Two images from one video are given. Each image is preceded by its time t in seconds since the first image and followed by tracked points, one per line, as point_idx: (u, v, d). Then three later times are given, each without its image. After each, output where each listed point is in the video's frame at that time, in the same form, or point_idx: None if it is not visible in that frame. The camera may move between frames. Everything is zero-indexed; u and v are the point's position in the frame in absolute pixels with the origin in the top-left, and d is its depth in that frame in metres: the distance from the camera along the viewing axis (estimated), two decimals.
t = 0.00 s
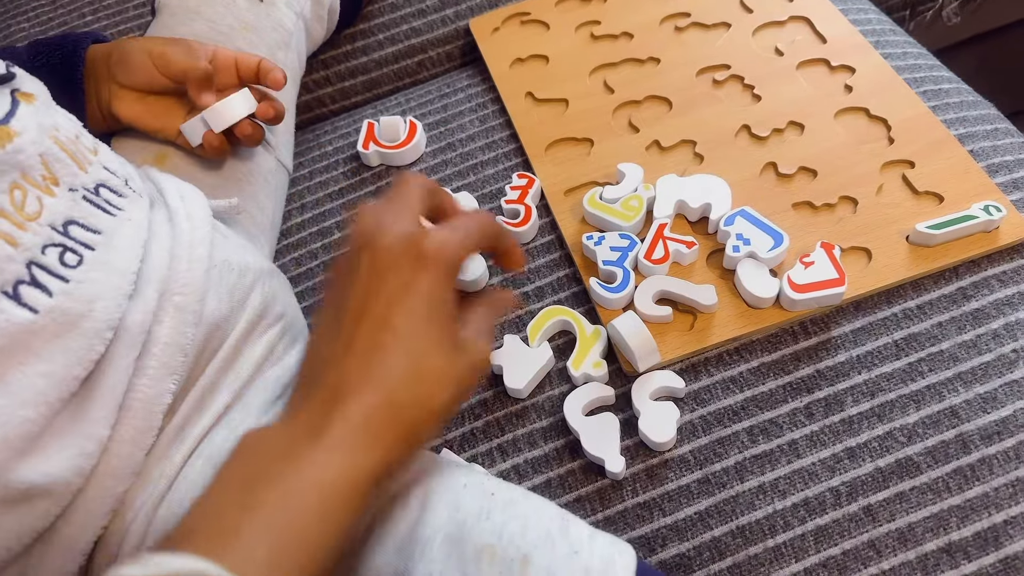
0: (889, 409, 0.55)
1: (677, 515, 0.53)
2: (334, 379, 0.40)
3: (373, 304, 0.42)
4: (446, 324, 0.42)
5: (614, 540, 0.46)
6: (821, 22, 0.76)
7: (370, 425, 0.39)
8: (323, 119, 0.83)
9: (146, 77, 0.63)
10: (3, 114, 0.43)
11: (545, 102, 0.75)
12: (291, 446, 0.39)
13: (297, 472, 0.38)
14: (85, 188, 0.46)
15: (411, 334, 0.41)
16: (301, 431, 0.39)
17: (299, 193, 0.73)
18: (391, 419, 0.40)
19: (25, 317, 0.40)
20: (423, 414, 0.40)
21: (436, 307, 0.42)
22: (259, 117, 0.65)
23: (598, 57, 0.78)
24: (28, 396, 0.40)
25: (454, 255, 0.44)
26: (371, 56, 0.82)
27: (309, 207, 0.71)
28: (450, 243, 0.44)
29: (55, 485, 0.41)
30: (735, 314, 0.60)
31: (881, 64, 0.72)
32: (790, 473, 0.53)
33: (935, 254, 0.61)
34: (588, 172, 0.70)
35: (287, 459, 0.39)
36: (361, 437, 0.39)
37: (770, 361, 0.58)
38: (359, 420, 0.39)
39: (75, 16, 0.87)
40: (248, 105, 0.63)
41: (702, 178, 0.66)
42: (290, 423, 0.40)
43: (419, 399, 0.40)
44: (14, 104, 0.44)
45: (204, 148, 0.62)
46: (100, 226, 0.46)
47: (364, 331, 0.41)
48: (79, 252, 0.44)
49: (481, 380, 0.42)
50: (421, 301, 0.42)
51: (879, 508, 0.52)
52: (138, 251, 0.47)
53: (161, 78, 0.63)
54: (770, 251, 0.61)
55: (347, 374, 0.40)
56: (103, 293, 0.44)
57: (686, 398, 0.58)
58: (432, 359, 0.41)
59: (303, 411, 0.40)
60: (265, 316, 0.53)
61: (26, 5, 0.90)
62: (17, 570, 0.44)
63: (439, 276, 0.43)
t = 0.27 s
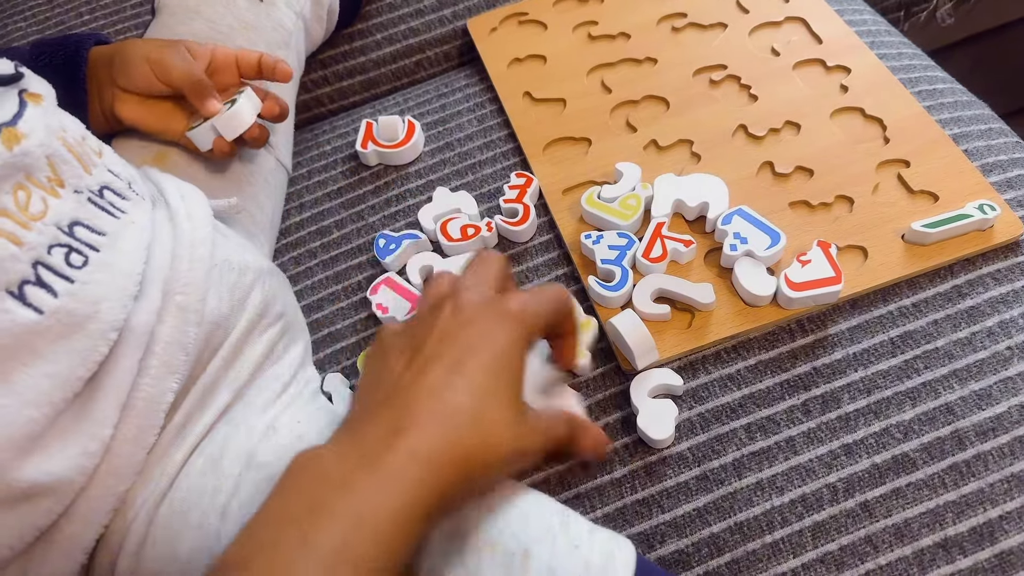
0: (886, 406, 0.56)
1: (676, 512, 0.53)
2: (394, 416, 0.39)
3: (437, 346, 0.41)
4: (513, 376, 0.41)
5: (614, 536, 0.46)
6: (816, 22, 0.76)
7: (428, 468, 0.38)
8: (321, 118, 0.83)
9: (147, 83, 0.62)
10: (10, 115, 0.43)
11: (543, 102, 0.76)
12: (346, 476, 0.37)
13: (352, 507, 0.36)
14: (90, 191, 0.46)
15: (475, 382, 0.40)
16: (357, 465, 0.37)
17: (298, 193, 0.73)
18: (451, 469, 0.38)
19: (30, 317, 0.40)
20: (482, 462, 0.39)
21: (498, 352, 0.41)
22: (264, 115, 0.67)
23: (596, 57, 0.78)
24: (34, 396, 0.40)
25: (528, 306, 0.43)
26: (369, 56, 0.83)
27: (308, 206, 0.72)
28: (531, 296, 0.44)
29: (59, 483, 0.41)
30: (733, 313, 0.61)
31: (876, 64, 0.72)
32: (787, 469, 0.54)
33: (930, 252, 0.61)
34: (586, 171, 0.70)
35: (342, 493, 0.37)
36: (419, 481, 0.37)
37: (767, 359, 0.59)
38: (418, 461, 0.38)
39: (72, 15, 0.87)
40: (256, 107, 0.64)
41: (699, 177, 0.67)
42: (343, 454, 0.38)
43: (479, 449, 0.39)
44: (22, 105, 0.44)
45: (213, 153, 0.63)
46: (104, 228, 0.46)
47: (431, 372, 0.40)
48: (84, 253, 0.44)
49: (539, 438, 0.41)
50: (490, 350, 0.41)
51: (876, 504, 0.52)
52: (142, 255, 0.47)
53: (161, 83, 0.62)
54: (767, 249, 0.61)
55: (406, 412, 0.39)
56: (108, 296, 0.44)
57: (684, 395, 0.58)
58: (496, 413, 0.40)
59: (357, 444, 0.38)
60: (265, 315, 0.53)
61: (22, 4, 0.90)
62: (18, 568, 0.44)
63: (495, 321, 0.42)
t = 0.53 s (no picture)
0: (885, 408, 0.56)
1: (677, 513, 0.54)
2: (280, 405, 0.40)
3: (308, 331, 0.42)
4: (387, 336, 0.42)
5: (616, 536, 0.46)
6: (816, 26, 0.77)
7: (332, 446, 0.39)
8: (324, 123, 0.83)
9: (151, 82, 0.63)
10: (27, 118, 0.43)
11: (544, 107, 0.76)
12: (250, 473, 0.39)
13: (270, 495, 0.38)
14: (105, 194, 0.47)
15: (356, 358, 0.41)
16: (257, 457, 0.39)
17: (301, 197, 0.73)
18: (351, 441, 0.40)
19: (47, 317, 0.41)
20: (384, 427, 0.40)
21: (368, 320, 0.42)
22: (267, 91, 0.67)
23: (597, 61, 0.78)
24: (51, 397, 0.41)
25: (382, 269, 0.45)
26: (371, 61, 0.83)
27: (311, 210, 0.72)
28: (377, 257, 0.45)
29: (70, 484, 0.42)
30: (733, 315, 0.61)
31: (876, 68, 0.73)
32: (787, 471, 0.54)
33: (929, 255, 0.62)
34: (587, 175, 0.70)
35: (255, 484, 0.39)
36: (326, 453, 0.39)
37: (767, 361, 0.59)
38: (321, 441, 0.39)
39: (77, 21, 0.87)
40: (258, 84, 0.64)
41: (699, 181, 0.67)
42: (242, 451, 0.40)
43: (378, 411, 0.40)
44: (39, 110, 0.45)
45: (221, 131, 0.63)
46: (120, 230, 0.46)
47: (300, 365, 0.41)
48: (101, 254, 0.44)
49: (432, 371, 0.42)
50: (363, 318, 0.42)
51: (876, 505, 0.53)
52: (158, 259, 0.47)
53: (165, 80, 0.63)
54: (767, 252, 0.62)
55: (295, 405, 0.40)
56: (124, 298, 0.44)
57: (685, 397, 0.59)
58: (383, 374, 0.41)
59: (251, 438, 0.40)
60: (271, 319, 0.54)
61: (27, 10, 0.91)
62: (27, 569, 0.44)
63: (366, 294, 0.44)
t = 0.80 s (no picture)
0: (895, 409, 0.57)
1: (689, 513, 0.54)
2: (346, 521, 0.35)
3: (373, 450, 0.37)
4: (464, 439, 0.37)
5: (630, 534, 0.47)
6: (824, 31, 0.78)
7: None
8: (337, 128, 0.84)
9: (171, 89, 0.63)
10: (74, 120, 0.49)
11: (555, 112, 0.77)
12: None
13: None
14: (145, 191, 0.50)
15: (424, 474, 0.36)
16: None
17: (315, 202, 0.74)
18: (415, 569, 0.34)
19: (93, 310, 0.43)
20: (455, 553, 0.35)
21: (439, 433, 0.37)
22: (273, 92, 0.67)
23: (607, 67, 0.79)
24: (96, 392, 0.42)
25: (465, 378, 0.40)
26: (383, 67, 0.84)
27: (325, 215, 0.73)
28: (462, 369, 0.41)
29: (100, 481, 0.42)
30: (744, 317, 0.62)
31: (884, 72, 0.74)
32: (799, 471, 0.55)
33: (938, 258, 0.62)
34: (597, 179, 0.71)
35: None
36: None
37: (778, 363, 0.60)
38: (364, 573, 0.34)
39: (93, 29, 0.89)
40: (255, 85, 0.64)
41: (709, 185, 0.68)
42: None
43: (442, 532, 0.34)
44: (81, 111, 0.51)
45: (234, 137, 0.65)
46: (160, 226, 0.49)
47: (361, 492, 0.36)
48: (143, 249, 0.47)
49: (525, 475, 0.37)
50: (434, 427, 0.37)
51: (887, 505, 0.53)
52: (195, 253, 0.50)
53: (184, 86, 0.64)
54: (778, 255, 0.62)
55: (348, 532, 0.35)
56: (168, 292, 0.47)
57: (696, 399, 0.59)
58: (454, 487, 0.35)
59: None
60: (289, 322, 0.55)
61: (43, 18, 0.92)
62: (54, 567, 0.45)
63: (432, 405, 0.39)
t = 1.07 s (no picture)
0: (887, 405, 0.58)
1: (687, 505, 0.57)
2: (455, 517, 0.34)
3: (480, 445, 0.36)
4: (577, 446, 0.37)
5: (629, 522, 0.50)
6: (819, 39, 0.80)
7: None
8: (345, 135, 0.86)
9: (183, 97, 0.67)
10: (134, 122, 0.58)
11: (557, 118, 0.79)
12: None
13: None
14: (188, 191, 0.60)
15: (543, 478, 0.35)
16: None
17: (324, 206, 0.77)
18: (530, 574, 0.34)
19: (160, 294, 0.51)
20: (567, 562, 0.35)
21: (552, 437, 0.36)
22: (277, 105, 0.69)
23: (608, 75, 0.81)
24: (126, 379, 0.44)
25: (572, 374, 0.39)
26: (390, 75, 0.87)
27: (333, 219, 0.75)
28: (564, 357, 0.40)
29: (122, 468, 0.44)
30: (740, 316, 0.64)
31: (877, 80, 0.76)
32: (793, 465, 0.57)
33: (929, 259, 0.64)
34: (598, 184, 0.73)
35: None
36: None
37: (773, 360, 0.62)
38: None
39: (107, 38, 0.91)
40: (262, 98, 0.66)
41: (706, 189, 0.70)
42: None
43: (559, 541, 0.34)
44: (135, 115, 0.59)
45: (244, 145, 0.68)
46: (205, 222, 0.58)
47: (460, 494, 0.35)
48: (191, 243, 0.55)
49: (635, 486, 0.37)
50: (546, 431, 0.36)
51: (878, 497, 0.55)
52: (234, 243, 0.59)
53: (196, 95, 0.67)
54: (773, 256, 0.64)
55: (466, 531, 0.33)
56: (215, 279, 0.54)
57: (694, 395, 0.61)
58: (575, 498, 0.35)
59: None
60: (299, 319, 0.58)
61: (58, 28, 0.95)
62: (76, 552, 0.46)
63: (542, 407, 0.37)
